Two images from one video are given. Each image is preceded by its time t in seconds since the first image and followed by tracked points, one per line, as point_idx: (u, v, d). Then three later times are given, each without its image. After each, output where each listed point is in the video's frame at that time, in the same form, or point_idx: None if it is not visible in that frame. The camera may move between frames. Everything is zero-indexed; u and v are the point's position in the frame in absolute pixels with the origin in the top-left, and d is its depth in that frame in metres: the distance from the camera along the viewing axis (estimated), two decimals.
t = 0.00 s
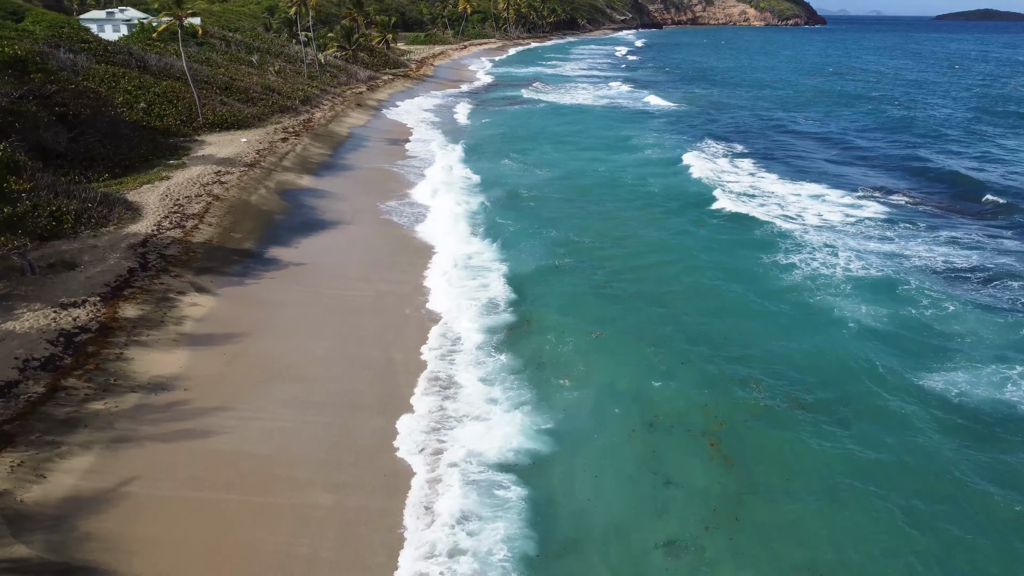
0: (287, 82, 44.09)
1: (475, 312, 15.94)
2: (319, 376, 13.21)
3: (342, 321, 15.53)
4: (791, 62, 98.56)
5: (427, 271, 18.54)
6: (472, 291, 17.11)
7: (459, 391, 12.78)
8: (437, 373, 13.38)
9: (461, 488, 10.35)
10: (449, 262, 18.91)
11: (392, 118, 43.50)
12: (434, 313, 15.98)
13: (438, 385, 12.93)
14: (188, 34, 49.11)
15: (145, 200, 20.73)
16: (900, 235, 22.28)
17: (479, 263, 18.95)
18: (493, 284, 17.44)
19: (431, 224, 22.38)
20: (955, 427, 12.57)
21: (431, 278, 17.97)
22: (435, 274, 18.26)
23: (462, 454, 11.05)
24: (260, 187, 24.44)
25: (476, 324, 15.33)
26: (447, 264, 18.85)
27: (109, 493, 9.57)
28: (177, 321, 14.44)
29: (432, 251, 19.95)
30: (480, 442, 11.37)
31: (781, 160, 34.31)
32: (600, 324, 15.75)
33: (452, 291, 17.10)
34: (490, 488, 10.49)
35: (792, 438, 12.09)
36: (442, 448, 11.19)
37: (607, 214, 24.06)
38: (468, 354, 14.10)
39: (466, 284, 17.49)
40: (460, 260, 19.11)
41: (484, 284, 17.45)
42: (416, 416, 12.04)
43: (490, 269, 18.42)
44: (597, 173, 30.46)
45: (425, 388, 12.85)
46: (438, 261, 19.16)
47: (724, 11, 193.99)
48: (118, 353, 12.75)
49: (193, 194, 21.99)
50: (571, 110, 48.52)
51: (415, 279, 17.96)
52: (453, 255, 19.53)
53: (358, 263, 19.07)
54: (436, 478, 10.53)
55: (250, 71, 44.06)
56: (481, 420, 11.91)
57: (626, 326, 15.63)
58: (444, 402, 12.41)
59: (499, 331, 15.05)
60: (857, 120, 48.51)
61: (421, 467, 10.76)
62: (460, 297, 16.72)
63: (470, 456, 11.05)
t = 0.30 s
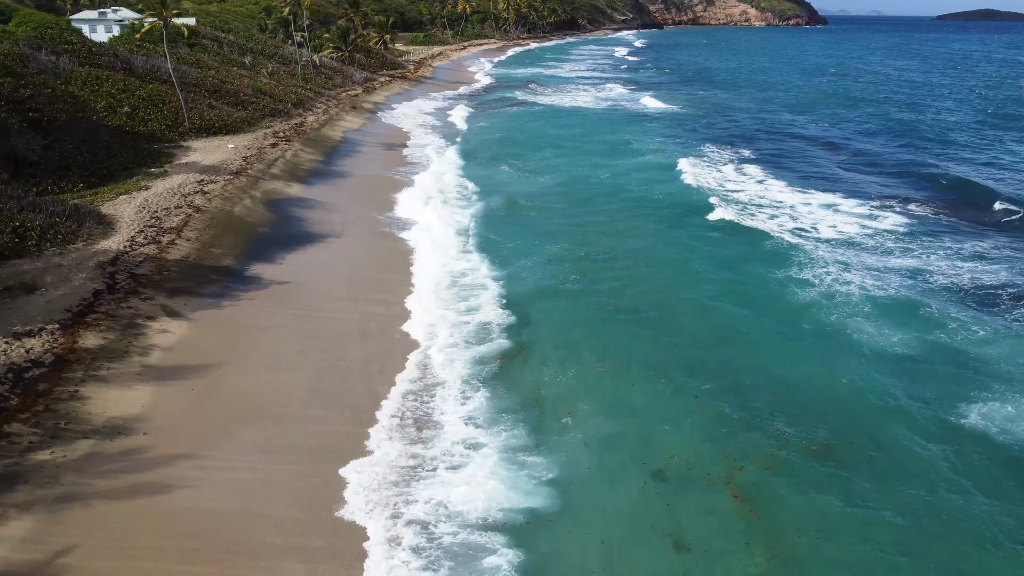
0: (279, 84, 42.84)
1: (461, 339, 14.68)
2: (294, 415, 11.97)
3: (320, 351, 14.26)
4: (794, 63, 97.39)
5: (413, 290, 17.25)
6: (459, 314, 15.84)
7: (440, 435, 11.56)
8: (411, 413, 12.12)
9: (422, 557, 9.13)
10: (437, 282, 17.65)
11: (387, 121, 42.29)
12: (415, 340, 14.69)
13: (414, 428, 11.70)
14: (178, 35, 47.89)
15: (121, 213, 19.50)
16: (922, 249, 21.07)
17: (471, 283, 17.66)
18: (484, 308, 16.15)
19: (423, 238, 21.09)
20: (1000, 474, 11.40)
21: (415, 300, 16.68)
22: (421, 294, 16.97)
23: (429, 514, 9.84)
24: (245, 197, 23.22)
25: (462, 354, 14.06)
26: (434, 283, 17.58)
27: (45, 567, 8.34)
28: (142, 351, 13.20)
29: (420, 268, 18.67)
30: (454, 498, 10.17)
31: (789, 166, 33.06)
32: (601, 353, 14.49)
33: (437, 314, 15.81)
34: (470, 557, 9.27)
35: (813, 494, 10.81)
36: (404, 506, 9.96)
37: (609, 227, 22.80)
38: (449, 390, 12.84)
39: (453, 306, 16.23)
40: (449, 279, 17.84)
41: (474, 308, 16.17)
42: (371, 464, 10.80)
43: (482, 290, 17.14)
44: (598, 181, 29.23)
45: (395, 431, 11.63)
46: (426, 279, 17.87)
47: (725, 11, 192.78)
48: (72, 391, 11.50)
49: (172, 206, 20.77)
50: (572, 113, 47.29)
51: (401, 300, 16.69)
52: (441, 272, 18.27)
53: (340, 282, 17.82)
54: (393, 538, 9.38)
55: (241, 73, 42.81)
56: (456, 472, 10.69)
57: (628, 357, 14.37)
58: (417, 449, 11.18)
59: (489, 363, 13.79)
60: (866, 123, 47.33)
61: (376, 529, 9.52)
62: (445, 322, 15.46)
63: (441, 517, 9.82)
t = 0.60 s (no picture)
0: (272, 87, 41.60)
1: (446, 371, 13.39)
2: (265, 463, 10.71)
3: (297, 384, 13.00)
4: (798, 65, 96.13)
5: (398, 313, 15.95)
6: (446, 342, 14.55)
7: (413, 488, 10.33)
8: (379, 463, 10.84)
9: None
10: (425, 304, 16.36)
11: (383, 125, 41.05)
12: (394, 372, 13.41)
13: (388, 480, 10.49)
14: (169, 37, 46.60)
15: (92, 227, 18.25)
16: (949, 265, 19.78)
17: (462, 305, 16.40)
18: (476, 336, 14.90)
19: (414, 252, 19.78)
20: None
21: (398, 324, 15.39)
22: (406, 318, 15.68)
23: None
24: (229, 208, 21.97)
25: (447, 389, 12.78)
26: (421, 305, 16.29)
27: None
28: (100, 388, 11.96)
29: (408, 287, 17.37)
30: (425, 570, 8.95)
31: (799, 173, 31.76)
32: (603, 389, 13.22)
33: (420, 343, 14.52)
34: None
35: (838, 565, 9.55)
36: None
37: (613, 241, 21.50)
38: (428, 434, 11.55)
39: (440, 333, 14.95)
40: (437, 301, 16.54)
41: (464, 335, 14.90)
42: (310, 526, 9.52)
43: (474, 315, 15.88)
44: (601, 190, 27.96)
45: (359, 484, 10.38)
46: (414, 301, 16.57)
47: (727, 11, 191.68)
48: (15, 438, 10.22)
49: (150, 219, 19.53)
50: (573, 116, 46.02)
51: (385, 324, 15.38)
52: (430, 293, 16.97)
53: (322, 303, 16.53)
54: None
55: (232, 75, 41.53)
56: (426, 536, 9.46)
57: (632, 395, 13.09)
58: (383, 507, 9.92)
59: (480, 401, 12.53)
60: (876, 126, 46.07)
61: None
62: (430, 351, 14.17)
63: None
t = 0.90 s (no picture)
0: (263, 90, 40.35)
1: (425, 410, 12.18)
2: (231, 524, 9.51)
3: (272, 426, 11.75)
4: (801, 66, 94.91)
5: (377, 339, 14.65)
6: (428, 373, 13.34)
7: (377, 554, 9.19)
8: (344, 524, 9.67)
9: None
10: (409, 329, 15.08)
11: (378, 129, 39.80)
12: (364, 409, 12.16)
13: (353, 545, 9.31)
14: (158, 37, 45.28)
15: (60, 244, 17.02)
16: (976, 282, 18.47)
17: (450, 332, 15.16)
18: (464, 370, 13.68)
19: (402, 271, 18.45)
20: None
21: (376, 352, 14.12)
22: (386, 344, 14.40)
23: None
24: (211, 220, 20.74)
25: (426, 432, 11.60)
26: (405, 330, 15.03)
27: None
28: (50, 433, 10.73)
29: (391, 309, 16.09)
30: None
31: (810, 179, 30.41)
32: (604, 432, 12.05)
33: (399, 375, 13.28)
34: None
35: None
36: None
37: (616, 258, 20.18)
38: (400, 487, 10.38)
39: (423, 364, 13.71)
40: (421, 325, 15.26)
41: (450, 368, 13.66)
42: None
43: (465, 345, 14.65)
44: (603, 200, 26.63)
45: (320, 550, 9.20)
46: (398, 325, 15.29)
47: (727, 11, 190.54)
48: None
49: (123, 234, 18.29)
50: (574, 119, 44.77)
51: (364, 353, 14.12)
52: (416, 316, 15.68)
53: (298, 329, 15.22)
54: None
55: (223, 77, 40.23)
56: None
57: (633, 438, 11.90)
58: None
59: (467, 448, 11.36)
60: (885, 130, 44.83)
61: None
62: (409, 385, 12.93)
63: None
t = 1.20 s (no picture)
0: (255, 92, 39.08)
1: (395, 460, 11.01)
2: None
3: (232, 476, 10.44)
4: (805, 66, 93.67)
5: (346, 371, 13.45)
6: (402, 415, 12.16)
7: None
8: None
9: None
10: (386, 361, 13.86)
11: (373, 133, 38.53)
12: (324, 458, 10.94)
13: None
14: (147, 39, 44.04)
15: (22, 263, 15.79)
16: (1008, 301, 17.17)
17: (435, 363, 13.93)
18: (450, 410, 12.47)
19: (391, 290, 17.19)
20: None
21: (343, 387, 12.88)
22: (358, 379, 13.18)
23: None
24: (190, 233, 19.49)
25: (397, 487, 10.43)
26: (380, 362, 13.81)
27: None
28: None
29: (375, 337, 14.84)
30: None
31: (821, 187, 29.14)
32: (611, 480, 10.95)
33: (371, 416, 12.09)
34: None
35: None
36: None
37: (620, 277, 18.94)
38: (360, 557, 9.19)
39: (401, 403, 12.51)
40: (402, 356, 14.05)
41: (432, 407, 12.46)
42: None
43: (453, 379, 13.42)
44: (606, 209, 25.38)
45: None
46: (374, 355, 14.09)
47: (728, 11, 189.39)
48: None
49: (93, 250, 17.06)
50: (575, 122, 43.53)
51: (339, 388, 12.90)
52: (395, 345, 14.47)
53: (273, 356, 14.00)
54: None
55: (213, 79, 38.98)
56: None
57: (641, 489, 10.76)
58: None
59: (450, 506, 10.16)
60: (895, 133, 43.60)
61: None
62: (381, 428, 11.74)
63: None
